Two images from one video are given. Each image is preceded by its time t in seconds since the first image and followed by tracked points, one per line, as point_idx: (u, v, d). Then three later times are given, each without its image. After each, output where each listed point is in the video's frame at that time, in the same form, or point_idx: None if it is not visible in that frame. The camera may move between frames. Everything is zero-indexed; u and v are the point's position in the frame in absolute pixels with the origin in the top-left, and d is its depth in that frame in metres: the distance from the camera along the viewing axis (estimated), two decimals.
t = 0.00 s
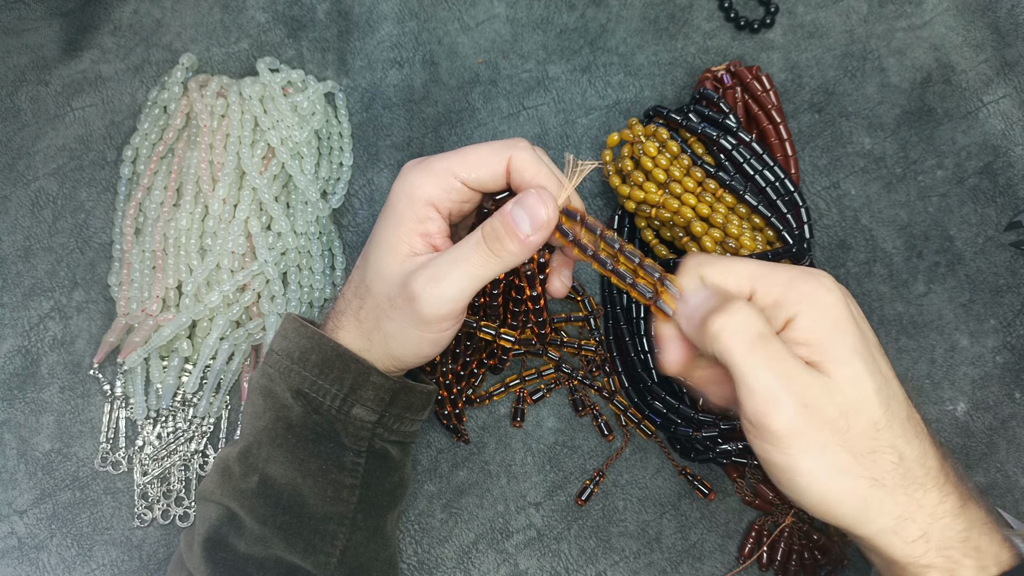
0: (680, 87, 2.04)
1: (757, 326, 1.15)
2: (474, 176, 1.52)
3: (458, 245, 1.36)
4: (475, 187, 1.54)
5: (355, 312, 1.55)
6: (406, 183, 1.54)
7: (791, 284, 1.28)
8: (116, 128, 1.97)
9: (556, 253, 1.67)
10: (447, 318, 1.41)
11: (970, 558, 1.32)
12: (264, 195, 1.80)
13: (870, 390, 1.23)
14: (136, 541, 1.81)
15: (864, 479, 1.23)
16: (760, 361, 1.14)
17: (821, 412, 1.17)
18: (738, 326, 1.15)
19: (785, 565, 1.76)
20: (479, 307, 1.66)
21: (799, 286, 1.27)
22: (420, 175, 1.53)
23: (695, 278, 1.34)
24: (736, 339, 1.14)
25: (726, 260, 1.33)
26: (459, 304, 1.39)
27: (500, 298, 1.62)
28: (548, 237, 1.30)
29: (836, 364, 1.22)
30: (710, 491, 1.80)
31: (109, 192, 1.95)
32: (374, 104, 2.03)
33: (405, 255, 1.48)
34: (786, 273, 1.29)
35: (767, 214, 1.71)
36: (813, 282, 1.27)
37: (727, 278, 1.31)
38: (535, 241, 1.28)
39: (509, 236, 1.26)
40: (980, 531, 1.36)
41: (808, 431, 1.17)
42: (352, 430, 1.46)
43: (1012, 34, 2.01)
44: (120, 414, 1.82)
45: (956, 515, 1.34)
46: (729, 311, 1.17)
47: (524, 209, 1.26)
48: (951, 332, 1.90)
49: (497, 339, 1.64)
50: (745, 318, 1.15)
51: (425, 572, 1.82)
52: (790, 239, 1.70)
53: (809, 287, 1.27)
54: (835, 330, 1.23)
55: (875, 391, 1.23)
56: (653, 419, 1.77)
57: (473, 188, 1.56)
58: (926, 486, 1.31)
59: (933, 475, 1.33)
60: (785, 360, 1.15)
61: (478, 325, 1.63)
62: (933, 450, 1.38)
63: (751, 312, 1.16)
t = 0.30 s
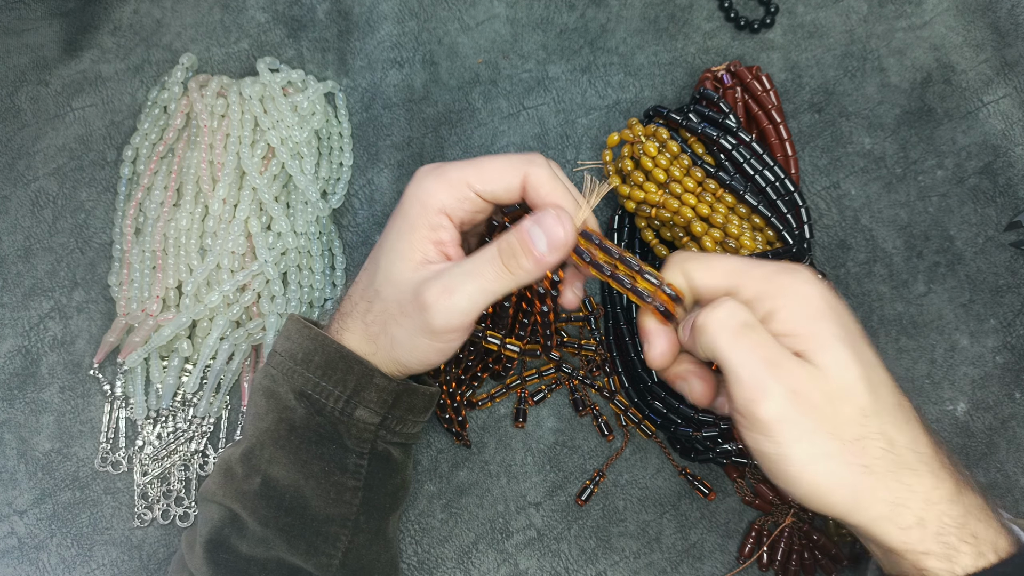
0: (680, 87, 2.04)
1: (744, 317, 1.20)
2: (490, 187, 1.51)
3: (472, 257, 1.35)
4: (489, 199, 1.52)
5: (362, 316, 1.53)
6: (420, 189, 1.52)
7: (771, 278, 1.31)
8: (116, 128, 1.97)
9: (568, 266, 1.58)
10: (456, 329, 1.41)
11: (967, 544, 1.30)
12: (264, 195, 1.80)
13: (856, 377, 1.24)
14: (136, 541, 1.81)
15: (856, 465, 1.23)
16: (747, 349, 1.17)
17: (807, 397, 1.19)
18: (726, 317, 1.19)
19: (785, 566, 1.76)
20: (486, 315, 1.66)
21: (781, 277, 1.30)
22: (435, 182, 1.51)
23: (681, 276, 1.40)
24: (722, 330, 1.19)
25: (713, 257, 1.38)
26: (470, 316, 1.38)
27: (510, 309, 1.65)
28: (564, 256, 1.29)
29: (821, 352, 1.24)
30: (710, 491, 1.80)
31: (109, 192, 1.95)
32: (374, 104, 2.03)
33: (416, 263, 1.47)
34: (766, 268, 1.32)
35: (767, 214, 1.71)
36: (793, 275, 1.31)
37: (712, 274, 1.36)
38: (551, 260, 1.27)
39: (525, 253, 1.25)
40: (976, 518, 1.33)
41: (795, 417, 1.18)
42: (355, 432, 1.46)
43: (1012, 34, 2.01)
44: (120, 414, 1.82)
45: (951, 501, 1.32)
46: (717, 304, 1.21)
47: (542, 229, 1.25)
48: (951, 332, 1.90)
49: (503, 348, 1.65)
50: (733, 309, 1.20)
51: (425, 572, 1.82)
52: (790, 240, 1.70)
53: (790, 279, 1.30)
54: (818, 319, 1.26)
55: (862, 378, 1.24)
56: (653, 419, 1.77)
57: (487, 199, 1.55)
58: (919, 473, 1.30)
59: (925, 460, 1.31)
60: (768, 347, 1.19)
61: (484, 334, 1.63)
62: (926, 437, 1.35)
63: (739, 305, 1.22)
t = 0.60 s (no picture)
0: (680, 87, 2.04)
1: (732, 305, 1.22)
2: (498, 194, 1.51)
3: (480, 265, 1.36)
4: (497, 206, 1.53)
5: (368, 318, 1.54)
6: (429, 194, 1.53)
7: (760, 266, 1.30)
8: (116, 128, 1.97)
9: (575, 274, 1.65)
10: (462, 335, 1.43)
11: (954, 532, 1.31)
12: (264, 195, 1.80)
13: (848, 364, 1.23)
14: (136, 541, 1.81)
15: (846, 453, 1.24)
16: (737, 336, 1.19)
17: (800, 384, 1.19)
18: (719, 303, 1.22)
19: (785, 566, 1.75)
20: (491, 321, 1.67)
21: (771, 267, 1.30)
22: (444, 187, 1.52)
23: (672, 264, 1.42)
24: (714, 317, 1.21)
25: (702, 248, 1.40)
26: (475, 323, 1.40)
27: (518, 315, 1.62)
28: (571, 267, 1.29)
29: (811, 340, 1.23)
30: (710, 491, 1.80)
31: (109, 192, 1.95)
32: (374, 104, 2.03)
33: (423, 268, 1.48)
34: (754, 258, 1.32)
35: (767, 214, 1.71)
36: (782, 264, 1.30)
37: (700, 266, 1.38)
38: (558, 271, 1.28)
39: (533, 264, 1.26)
40: (962, 506, 1.35)
41: (785, 404, 1.19)
42: (359, 434, 1.46)
43: (1012, 34, 2.01)
44: (120, 414, 1.82)
45: (938, 488, 1.34)
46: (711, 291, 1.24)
47: (550, 238, 1.26)
48: (951, 332, 1.90)
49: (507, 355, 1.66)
50: (724, 296, 1.23)
51: (425, 572, 1.82)
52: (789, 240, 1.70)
53: (779, 268, 1.29)
54: (811, 307, 1.25)
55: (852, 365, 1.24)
56: (653, 419, 1.77)
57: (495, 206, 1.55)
58: (907, 460, 1.31)
59: (913, 447, 1.33)
60: (757, 335, 1.20)
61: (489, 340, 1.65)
62: (913, 425, 1.38)
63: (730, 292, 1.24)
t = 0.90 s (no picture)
0: (680, 87, 2.04)
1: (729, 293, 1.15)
2: (508, 202, 1.52)
3: (489, 274, 1.36)
4: (506, 214, 1.53)
5: (373, 322, 1.54)
6: (438, 199, 1.53)
7: (750, 257, 1.30)
8: (116, 128, 1.97)
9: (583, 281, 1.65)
10: (468, 343, 1.42)
11: (942, 520, 1.34)
12: (264, 195, 1.80)
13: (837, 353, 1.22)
14: (136, 541, 1.81)
15: (838, 441, 1.22)
16: (737, 328, 1.12)
17: (796, 374, 1.16)
18: (715, 295, 1.13)
19: (785, 566, 1.75)
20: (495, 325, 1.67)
21: (760, 257, 1.30)
22: (454, 194, 1.52)
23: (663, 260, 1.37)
24: (712, 306, 1.13)
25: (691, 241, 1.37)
26: (483, 332, 1.39)
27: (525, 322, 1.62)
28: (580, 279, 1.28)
29: (801, 329, 1.22)
30: (710, 491, 1.80)
31: (109, 192, 1.95)
32: (374, 104, 2.03)
33: (430, 274, 1.48)
34: (743, 250, 1.31)
35: (767, 213, 1.71)
36: (770, 254, 1.30)
37: (692, 256, 1.34)
38: (568, 284, 1.26)
39: (543, 275, 1.25)
40: (951, 495, 1.38)
41: (783, 394, 1.15)
42: (360, 437, 1.46)
43: (1012, 34, 2.01)
44: (120, 414, 1.82)
45: (927, 478, 1.36)
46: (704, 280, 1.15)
47: (561, 252, 1.23)
48: (951, 332, 1.90)
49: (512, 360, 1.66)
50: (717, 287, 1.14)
51: (425, 571, 1.82)
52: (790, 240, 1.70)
53: (769, 259, 1.29)
54: (801, 297, 1.24)
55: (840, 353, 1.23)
56: (653, 418, 1.78)
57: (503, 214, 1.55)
58: (897, 449, 1.31)
59: (903, 437, 1.34)
60: (756, 323, 1.14)
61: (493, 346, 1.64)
62: (902, 415, 1.39)
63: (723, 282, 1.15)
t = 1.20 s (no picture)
0: (680, 87, 2.04)
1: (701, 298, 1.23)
2: (521, 213, 1.51)
3: (505, 284, 1.38)
4: (519, 224, 1.52)
5: (384, 327, 1.54)
6: (449, 209, 1.50)
7: (738, 259, 1.33)
8: (116, 128, 1.97)
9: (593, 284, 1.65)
10: (484, 350, 1.45)
11: (930, 516, 1.32)
12: (264, 195, 1.80)
13: (816, 354, 1.26)
14: (136, 541, 1.81)
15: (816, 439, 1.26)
16: (704, 331, 1.21)
17: (767, 373, 1.23)
18: (684, 298, 1.22)
19: (785, 566, 1.75)
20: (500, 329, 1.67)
21: (749, 258, 1.33)
22: (466, 204, 1.49)
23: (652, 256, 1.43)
24: (681, 312, 1.22)
25: (682, 239, 1.41)
26: (498, 339, 1.42)
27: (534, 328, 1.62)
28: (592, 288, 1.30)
29: (781, 329, 1.26)
30: (711, 491, 1.80)
31: (109, 192, 1.95)
32: (374, 104, 2.03)
33: (444, 284, 1.48)
34: (733, 250, 1.35)
35: (767, 213, 1.71)
36: (759, 254, 1.33)
37: (680, 255, 1.39)
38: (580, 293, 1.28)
39: (557, 285, 1.28)
40: (939, 490, 1.34)
41: (754, 393, 1.22)
42: (367, 442, 1.46)
43: (1012, 34, 2.01)
44: (120, 414, 1.82)
45: (915, 475, 1.34)
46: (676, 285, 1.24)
47: (574, 261, 1.26)
48: (951, 332, 1.90)
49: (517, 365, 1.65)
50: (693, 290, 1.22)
51: (425, 571, 1.82)
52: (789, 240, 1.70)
53: (756, 259, 1.32)
54: (784, 299, 1.28)
55: (821, 353, 1.27)
56: (653, 418, 1.78)
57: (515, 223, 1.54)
58: (883, 446, 1.31)
59: (889, 434, 1.33)
60: (726, 327, 1.22)
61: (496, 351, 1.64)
62: (892, 412, 1.38)
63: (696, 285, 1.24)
